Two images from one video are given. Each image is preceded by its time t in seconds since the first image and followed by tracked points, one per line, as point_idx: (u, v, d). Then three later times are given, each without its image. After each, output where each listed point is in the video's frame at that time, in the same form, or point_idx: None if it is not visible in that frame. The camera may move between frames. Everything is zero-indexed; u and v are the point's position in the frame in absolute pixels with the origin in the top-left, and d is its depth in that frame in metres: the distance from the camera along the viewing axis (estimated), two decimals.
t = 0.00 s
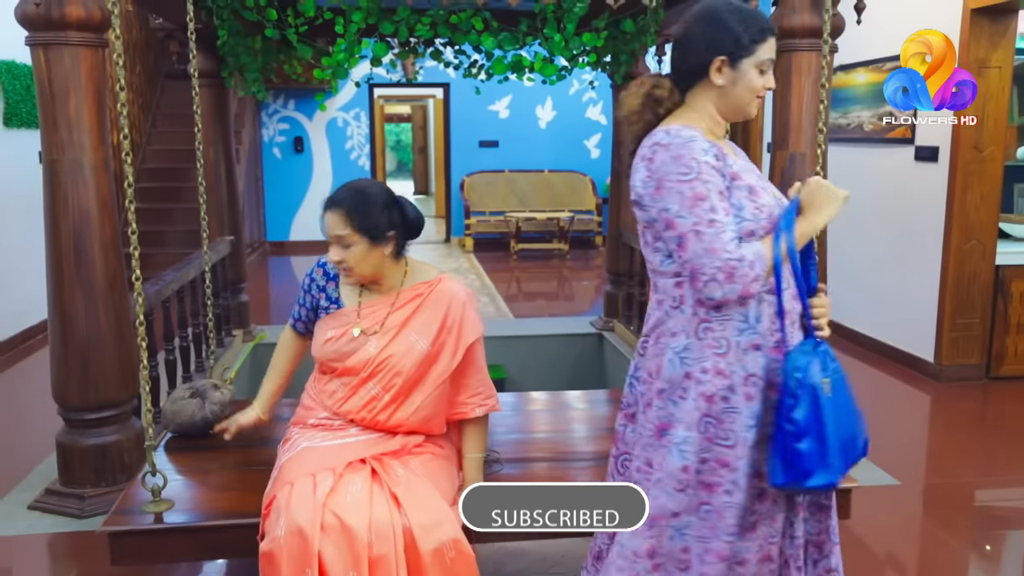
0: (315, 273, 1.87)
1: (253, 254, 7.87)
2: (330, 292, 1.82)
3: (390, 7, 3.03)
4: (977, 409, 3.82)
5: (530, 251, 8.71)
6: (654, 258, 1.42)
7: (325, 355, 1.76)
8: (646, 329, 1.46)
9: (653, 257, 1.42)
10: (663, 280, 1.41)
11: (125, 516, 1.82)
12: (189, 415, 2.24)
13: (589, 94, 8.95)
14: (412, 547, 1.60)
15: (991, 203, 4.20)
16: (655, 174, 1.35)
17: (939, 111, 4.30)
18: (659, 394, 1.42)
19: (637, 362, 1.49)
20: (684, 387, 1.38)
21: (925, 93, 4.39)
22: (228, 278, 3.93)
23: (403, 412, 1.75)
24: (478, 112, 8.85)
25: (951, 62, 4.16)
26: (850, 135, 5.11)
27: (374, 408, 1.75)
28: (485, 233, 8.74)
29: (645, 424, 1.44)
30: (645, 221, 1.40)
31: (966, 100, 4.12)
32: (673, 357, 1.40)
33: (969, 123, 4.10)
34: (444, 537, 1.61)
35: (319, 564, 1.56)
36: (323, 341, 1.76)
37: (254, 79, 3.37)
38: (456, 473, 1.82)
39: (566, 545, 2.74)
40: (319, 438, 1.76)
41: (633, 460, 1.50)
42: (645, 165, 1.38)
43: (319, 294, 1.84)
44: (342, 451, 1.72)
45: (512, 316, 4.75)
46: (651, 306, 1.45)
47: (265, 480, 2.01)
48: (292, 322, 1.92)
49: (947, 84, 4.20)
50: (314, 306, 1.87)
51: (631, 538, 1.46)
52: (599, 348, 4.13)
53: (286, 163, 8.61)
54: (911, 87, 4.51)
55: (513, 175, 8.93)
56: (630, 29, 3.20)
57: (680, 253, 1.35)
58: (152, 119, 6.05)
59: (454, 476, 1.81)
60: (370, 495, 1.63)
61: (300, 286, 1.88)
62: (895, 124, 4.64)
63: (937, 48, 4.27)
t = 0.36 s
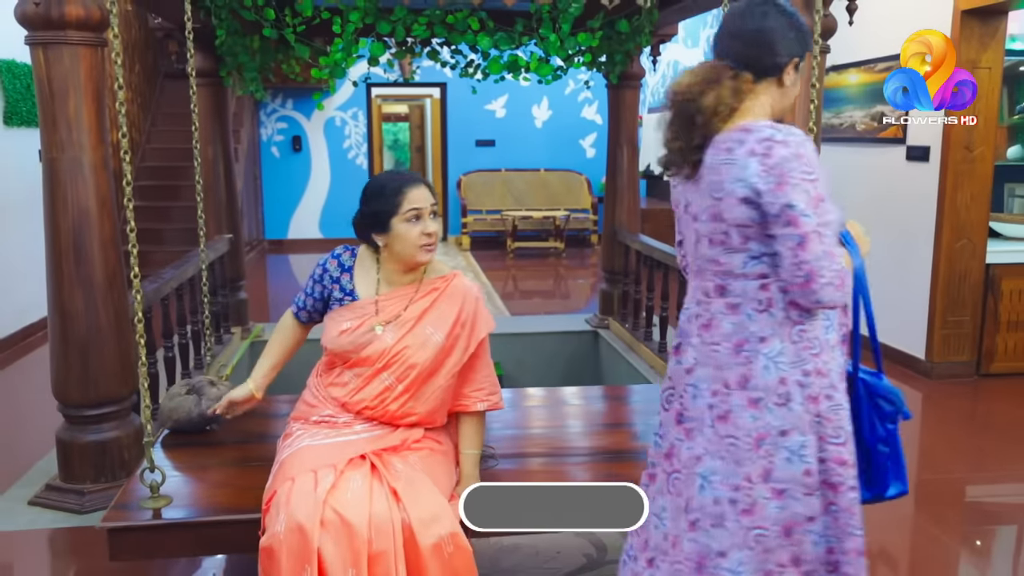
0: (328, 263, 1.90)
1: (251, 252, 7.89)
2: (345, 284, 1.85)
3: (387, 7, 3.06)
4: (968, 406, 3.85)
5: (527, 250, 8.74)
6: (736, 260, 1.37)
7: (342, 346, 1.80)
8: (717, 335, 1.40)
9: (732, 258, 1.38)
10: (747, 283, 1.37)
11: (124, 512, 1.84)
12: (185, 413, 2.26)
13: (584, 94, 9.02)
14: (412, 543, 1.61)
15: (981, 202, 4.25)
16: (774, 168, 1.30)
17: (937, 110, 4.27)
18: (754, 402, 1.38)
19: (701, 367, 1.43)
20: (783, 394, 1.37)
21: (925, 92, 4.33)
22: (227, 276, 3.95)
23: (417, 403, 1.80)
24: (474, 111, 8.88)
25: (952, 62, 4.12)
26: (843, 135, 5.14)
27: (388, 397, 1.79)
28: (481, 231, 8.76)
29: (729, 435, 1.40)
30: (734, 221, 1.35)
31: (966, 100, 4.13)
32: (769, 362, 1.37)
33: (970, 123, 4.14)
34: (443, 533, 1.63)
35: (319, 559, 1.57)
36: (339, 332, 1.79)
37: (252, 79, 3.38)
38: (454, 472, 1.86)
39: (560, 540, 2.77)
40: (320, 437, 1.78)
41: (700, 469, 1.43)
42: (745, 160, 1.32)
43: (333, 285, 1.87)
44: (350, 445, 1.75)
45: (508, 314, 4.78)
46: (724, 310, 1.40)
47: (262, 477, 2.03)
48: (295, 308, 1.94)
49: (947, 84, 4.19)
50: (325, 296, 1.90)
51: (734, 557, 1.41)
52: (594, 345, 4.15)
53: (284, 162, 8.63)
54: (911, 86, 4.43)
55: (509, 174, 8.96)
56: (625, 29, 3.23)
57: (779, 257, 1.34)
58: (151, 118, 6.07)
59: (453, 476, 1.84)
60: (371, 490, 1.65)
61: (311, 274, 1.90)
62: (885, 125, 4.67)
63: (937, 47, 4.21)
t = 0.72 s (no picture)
0: (342, 258, 1.89)
1: (250, 250, 7.89)
2: (360, 283, 1.85)
3: (385, 6, 3.07)
4: (962, 403, 3.87)
5: (524, 248, 8.75)
6: (865, 262, 1.35)
7: (358, 347, 1.80)
8: (845, 341, 1.36)
9: (862, 261, 1.35)
10: (874, 284, 1.36)
11: (123, 515, 1.85)
12: (183, 414, 2.28)
13: (581, 93, 9.04)
14: (416, 548, 1.62)
15: (976, 201, 4.27)
16: (927, 162, 1.31)
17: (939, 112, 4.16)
18: (890, 401, 1.37)
19: (824, 378, 1.37)
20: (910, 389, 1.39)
21: (924, 93, 4.16)
22: (225, 274, 3.96)
23: (430, 404, 1.82)
24: (472, 111, 8.90)
25: (953, 63, 4.09)
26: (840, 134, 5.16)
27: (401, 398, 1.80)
28: (479, 230, 8.76)
29: (863, 440, 1.38)
30: (877, 223, 1.33)
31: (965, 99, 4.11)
32: (900, 361, 1.37)
33: (970, 123, 4.15)
34: (446, 538, 1.64)
35: (323, 566, 1.58)
36: (355, 333, 1.79)
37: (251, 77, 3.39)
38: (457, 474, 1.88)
39: (556, 537, 2.78)
40: (322, 439, 1.78)
41: (838, 490, 1.39)
42: (899, 159, 1.32)
43: (347, 283, 1.86)
44: (359, 447, 1.76)
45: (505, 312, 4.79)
46: (848, 316, 1.36)
47: (261, 479, 2.05)
48: (291, 290, 1.94)
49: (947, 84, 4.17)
50: (337, 290, 1.89)
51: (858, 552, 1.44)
52: (591, 344, 4.16)
53: (283, 161, 8.64)
54: (912, 86, 4.17)
55: (507, 173, 8.97)
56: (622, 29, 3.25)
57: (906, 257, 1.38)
58: (150, 116, 6.08)
59: (457, 478, 1.85)
60: (377, 495, 1.65)
61: (319, 264, 1.90)
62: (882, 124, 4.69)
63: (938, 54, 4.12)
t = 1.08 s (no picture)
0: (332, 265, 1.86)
1: (237, 250, 7.86)
2: (353, 290, 1.82)
3: (371, 6, 3.07)
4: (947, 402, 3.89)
5: (512, 247, 8.76)
6: (934, 262, 1.50)
7: (353, 354, 1.76)
8: (924, 339, 1.48)
9: (933, 262, 1.49)
10: (935, 283, 1.51)
11: (108, 522, 1.84)
12: (172, 420, 2.26)
13: (569, 93, 9.06)
14: (409, 558, 1.61)
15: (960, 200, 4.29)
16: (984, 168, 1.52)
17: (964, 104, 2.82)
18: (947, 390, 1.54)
19: (908, 376, 1.48)
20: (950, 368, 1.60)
21: None
22: (212, 275, 3.94)
23: (426, 408, 1.78)
24: (461, 110, 8.90)
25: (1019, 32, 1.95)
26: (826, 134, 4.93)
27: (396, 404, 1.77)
28: (467, 229, 8.75)
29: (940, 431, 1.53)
30: (954, 224, 1.50)
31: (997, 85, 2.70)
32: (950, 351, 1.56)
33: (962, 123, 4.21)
34: (438, 547, 1.62)
35: None
36: (348, 341, 1.76)
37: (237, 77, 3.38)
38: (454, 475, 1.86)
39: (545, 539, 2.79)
40: (314, 446, 1.75)
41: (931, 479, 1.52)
42: (963, 168, 1.48)
43: (340, 290, 1.83)
44: (354, 454, 1.73)
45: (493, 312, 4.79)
46: (921, 315, 1.49)
47: (247, 484, 2.04)
48: (277, 301, 1.89)
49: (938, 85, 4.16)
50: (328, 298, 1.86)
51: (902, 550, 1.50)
52: (578, 344, 4.17)
53: (271, 160, 8.61)
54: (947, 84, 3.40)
55: (495, 173, 8.98)
56: (608, 29, 3.25)
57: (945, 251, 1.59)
58: (137, 116, 6.05)
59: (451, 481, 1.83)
60: (368, 504, 1.63)
61: (307, 272, 1.86)
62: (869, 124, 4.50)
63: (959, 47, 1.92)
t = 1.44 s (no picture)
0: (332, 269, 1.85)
1: (237, 246, 7.87)
2: (345, 285, 1.81)
3: (370, 3, 3.07)
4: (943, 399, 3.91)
5: (511, 244, 8.77)
6: (943, 258, 1.51)
7: (344, 347, 1.69)
8: (930, 333, 1.50)
9: (941, 259, 1.51)
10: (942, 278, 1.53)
11: (111, 519, 1.86)
12: (177, 416, 2.27)
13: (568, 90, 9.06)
14: (412, 557, 1.54)
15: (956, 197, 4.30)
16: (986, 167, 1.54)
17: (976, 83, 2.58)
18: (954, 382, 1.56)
19: (921, 369, 1.49)
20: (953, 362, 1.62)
21: None
22: (212, 271, 3.95)
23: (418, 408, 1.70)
24: (460, 107, 8.90)
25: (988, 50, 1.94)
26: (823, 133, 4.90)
27: (387, 402, 1.68)
28: (466, 226, 8.75)
29: (952, 422, 1.54)
30: (962, 222, 1.51)
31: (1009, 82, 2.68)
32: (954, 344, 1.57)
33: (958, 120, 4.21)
34: (443, 548, 1.56)
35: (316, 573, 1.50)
36: (336, 334, 1.69)
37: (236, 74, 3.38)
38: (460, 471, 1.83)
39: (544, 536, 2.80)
40: (316, 439, 1.68)
41: (948, 469, 1.52)
42: (967, 167, 1.50)
43: (332, 285, 1.82)
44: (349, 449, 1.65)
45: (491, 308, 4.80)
46: (929, 310, 1.50)
47: (247, 482, 2.05)
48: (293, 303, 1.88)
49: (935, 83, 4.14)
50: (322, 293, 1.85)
51: (912, 538, 1.50)
52: (576, 340, 4.18)
53: (271, 157, 8.62)
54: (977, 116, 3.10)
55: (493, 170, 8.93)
56: (606, 26, 3.25)
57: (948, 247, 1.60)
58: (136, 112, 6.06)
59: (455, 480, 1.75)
60: (372, 502, 1.57)
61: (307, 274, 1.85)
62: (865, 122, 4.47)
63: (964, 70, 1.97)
